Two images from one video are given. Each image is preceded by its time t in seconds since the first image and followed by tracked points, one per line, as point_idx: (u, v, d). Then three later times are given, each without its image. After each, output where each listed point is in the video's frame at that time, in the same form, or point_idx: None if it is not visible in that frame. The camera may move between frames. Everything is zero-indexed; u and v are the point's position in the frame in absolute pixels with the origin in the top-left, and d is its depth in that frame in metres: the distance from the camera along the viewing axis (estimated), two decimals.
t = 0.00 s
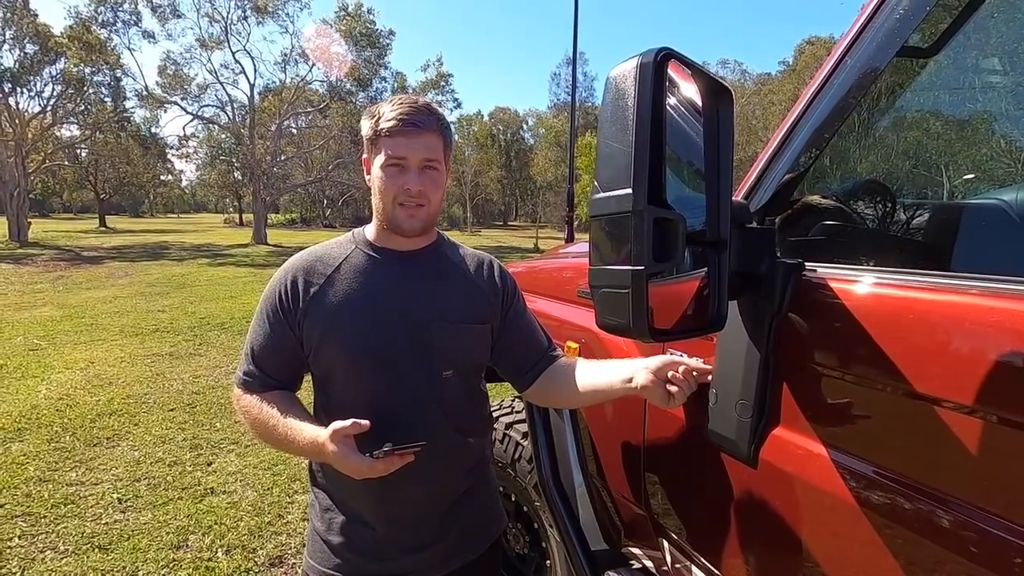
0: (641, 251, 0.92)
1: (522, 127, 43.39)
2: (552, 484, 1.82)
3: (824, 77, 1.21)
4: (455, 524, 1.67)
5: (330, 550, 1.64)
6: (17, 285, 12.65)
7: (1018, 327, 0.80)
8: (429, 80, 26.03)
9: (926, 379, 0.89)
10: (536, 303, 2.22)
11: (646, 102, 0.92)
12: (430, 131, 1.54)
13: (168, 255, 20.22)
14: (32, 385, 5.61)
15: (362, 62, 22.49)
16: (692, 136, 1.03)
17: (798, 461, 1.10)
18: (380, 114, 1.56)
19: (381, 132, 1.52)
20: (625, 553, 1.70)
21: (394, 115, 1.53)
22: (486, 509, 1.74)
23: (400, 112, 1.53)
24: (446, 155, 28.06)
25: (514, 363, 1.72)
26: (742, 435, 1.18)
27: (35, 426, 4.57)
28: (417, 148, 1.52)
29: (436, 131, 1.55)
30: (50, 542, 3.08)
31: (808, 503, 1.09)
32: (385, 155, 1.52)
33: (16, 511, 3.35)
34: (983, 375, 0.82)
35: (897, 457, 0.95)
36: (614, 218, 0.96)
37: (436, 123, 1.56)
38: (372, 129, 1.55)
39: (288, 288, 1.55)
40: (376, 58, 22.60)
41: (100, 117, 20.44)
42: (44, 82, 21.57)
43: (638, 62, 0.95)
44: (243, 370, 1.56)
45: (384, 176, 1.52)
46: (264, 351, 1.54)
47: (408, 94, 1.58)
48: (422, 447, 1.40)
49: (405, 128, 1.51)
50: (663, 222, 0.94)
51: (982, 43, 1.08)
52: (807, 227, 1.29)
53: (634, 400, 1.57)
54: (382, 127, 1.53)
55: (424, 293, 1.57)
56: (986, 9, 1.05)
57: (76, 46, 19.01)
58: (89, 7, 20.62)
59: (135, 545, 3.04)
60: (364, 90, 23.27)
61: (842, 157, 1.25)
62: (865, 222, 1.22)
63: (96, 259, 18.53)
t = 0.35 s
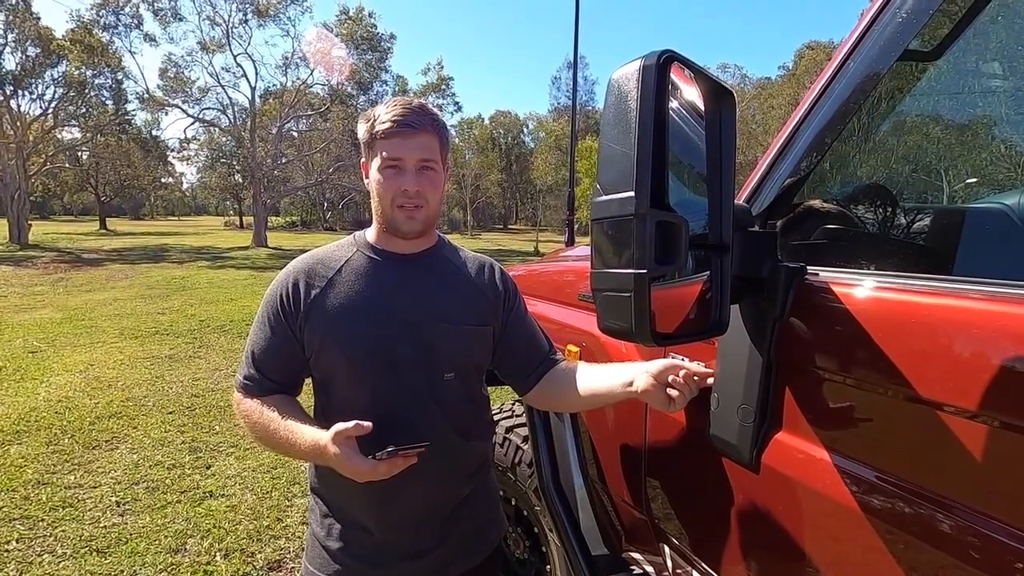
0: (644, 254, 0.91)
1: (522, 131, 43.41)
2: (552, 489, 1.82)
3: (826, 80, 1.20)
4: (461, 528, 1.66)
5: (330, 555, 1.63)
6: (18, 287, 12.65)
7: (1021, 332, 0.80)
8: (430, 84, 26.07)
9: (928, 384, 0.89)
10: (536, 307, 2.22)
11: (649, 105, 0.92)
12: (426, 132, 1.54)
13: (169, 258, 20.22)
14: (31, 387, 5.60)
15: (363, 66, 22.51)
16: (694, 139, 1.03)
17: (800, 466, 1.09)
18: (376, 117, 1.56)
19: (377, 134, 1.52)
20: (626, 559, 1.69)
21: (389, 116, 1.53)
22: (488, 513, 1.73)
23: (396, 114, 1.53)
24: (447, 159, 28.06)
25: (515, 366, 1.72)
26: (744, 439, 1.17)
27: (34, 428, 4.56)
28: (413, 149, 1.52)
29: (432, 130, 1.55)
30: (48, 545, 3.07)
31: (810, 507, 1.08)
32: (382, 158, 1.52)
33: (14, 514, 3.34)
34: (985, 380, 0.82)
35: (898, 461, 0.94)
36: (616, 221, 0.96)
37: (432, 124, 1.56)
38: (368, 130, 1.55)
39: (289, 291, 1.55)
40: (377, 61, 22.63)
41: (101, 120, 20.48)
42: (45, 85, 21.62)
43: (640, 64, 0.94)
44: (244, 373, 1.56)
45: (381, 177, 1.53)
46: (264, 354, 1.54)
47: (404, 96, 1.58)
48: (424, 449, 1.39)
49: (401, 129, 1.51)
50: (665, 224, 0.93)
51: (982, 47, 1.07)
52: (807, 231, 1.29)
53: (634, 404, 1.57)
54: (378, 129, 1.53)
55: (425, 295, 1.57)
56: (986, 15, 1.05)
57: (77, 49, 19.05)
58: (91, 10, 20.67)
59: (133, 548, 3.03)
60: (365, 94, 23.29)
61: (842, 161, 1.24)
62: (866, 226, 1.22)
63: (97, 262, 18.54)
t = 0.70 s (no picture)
0: (637, 267, 0.92)
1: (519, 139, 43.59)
2: (550, 501, 1.83)
3: (817, 94, 1.21)
4: (459, 539, 1.66)
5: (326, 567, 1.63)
6: (13, 297, 12.61)
7: (1012, 343, 0.81)
8: (428, 93, 26.17)
9: (921, 395, 0.90)
10: (533, 316, 2.23)
11: (641, 121, 0.93)
12: (420, 141, 1.55)
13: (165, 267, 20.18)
14: (26, 398, 5.58)
15: (361, 75, 22.60)
16: (687, 151, 1.04)
17: (796, 477, 1.10)
18: (370, 129, 1.58)
19: (371, 146, 1.54)
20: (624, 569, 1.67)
21: (382, 128, 1.55)
22: (487, 524, 1.73)
23: (389, 125, 1.55)
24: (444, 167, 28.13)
25: (513, 376, 1.73)
26: (739, 449, 1.18)
27: (29, 440, 4.54)
28: (406, 158, 1.54)
29: (425, 139, 1.57)
30: (43, 558, 3.06)
31: (806, 517, 1.09)
32: (377, 169, 1.54)
33: (8, 527, 3.32)
34: (977, 391, 0.83)
35: (894, 472, 0.95)
36: (610, 236, 0.97)
37: (424, 133, 1.57)
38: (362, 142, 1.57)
39: (289, 303, 1.56)
40: (375, 70, 22.72)
41: (99, 129, 20.50)
42: (42, 95, 21.62)
43: (633, 83, 0.96)
44: (244, 385, 1.57)
45: (376, 188, 1.54)
46: (264, 366, 1.55)
47: (397, 108, 1.60)
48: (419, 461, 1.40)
49: (394, 139, 1.53)
50: (658, 238, 0.95)
51: (973, 56, 1.10)
52: (801, 241, 1.29)
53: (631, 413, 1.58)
54: (371, 141, 1.55)
55: (423, 306, 1.57)
56: (978, 25, 1.07)
57: (75, 59, 19.06)
58: (89, 20, 20.72)
59: (128, 560, 3.02)
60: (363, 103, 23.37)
61: (837, 171, 1.25)
62: (861, 234, 1.24)
63: (93, 271, 18.50)
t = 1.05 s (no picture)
0: (632, 271, 0.93)
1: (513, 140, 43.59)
2: (546, 502, 1.82)
3: (809, 99, 1.23)
4: (455, 542, 1.66)
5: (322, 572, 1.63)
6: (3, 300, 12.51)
7: (1003, 345, 0.82)
8: (422, 95, 26.17)
9: (914, 399, 0.90)
10: (528, 319, 2.23)
11: (637, 128, 0.94)
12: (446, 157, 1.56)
13: (156, 269, 20.07)
14: (16, 402, 5.54)
15: (354, 76, 22.57)
16: (681, 155, 1.03)
17: (790, 479, 1.11)
18: (393, 138, 1.53)
19: (402, 157, 1.50)
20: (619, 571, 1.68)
21: (415, 141, 1.52)
22: (485, 528, 1.73)
23: (421, 139, 1.53)
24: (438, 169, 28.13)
25: (508, 380, 1.73)
26: (734, 452, 1.19)
27: (19, 444, 4.52)
28: (440, 176, 1.53)
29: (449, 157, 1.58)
30: (33, 564, 3.04)
31: (800, 519, 1.09)
32: (410, 182, 1.50)
33: None
34: (970, 393, 0.83)
35: (886, 472, 0.96)
36: (606, 240, 0.98)
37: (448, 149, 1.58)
38: (391, 152, 1.51)
39: (284, 313, 1.57)
40: (368, 72, 22.70)
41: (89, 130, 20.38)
42: (32, 96, 21.48)
43: (628, 88, 0.96)
44: (241, 398, 1.58)
45: (408, 202, 1.51)
46: (261, 378, 1.56)
47: (413, 117, 1.58)
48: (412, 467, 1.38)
49: (431, 156, 1.52)
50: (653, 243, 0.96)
51: (961, 59, 1.11)
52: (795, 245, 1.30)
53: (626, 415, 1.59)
54: (403, 152, 1.51)
55: (418, 311, 1.57)
56: (968, 29, 1.09)
57: (65, 59, 18.95)
58: (79, 21, 20.60)
59: (120, 566, 3.01)
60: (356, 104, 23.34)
61: (830, 174, 1.26)
62: (852, 237, 1.24)
63: (83, 273, 18.39)
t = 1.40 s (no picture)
0: (629, 270, 0.93)
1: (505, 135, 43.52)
2: (542, 502, 1.80)
3: (806, 97, 1.22)
4: (451, 541, 1.66)
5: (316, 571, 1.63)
6: None
7: (998, 344, 0.82)
8: (414, 90, 26.10)
9: (910, 397, 0.90)
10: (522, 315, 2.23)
11: (636, 127, 0.93)
12: (450, 156, 1.56)
13: (146, 264, 19.92)
14: (4, 399, 5.49)
15: (346, 70, 22.47)
16: (677, 150, 1.03)
17: (784, 475, 1.11)
18: (399, 134, 1.52)
19: (408, 155, 1.50)
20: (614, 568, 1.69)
21: (422, 139, 1.52)
22: (480, 526, 1.73)
23: (427, 136, 1.53)
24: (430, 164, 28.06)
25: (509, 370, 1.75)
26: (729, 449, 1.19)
27: (7, 442, 4.48)
28: (445, 175, 1.54)
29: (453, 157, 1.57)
30: (22, 563, 3.01)
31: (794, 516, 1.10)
32: (414, 180, 1.49)
33: None
34: (966, 392, 0.83)
35: (878, 469, 0.96)
36: (603, 238, 0.97)
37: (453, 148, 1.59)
38: (396, 149, 1.50)
39: (278, 314, 1.55)
40: (360, 66, 22.60)
41: (77, 123, 20.17)
42: (18, 88, 21.22)
43: (626, 85, 0.96)
44: (236, 401, 1.55)
45: (412, 200, 1.50)
46: (256, 380, 1.53)
47: (418, 114, 1.57)
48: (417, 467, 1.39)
49: (437, 155, 1.52)
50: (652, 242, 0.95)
51: (952, 57, 1.11)
52: (790, 243, 1.30)
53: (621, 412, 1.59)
54: (409, 150, 1.50)
55: (414, 309, 1.57)
56: (961, 31, 1.09)
57: (51, 52, 18.72)
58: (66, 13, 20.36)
59: (111, 564, 2.99)
60: (348, 99, 23.23)
61: (823, 173, 1.26)
62: (845, 234, 1.24)
63: (72, 268, 18.23)
